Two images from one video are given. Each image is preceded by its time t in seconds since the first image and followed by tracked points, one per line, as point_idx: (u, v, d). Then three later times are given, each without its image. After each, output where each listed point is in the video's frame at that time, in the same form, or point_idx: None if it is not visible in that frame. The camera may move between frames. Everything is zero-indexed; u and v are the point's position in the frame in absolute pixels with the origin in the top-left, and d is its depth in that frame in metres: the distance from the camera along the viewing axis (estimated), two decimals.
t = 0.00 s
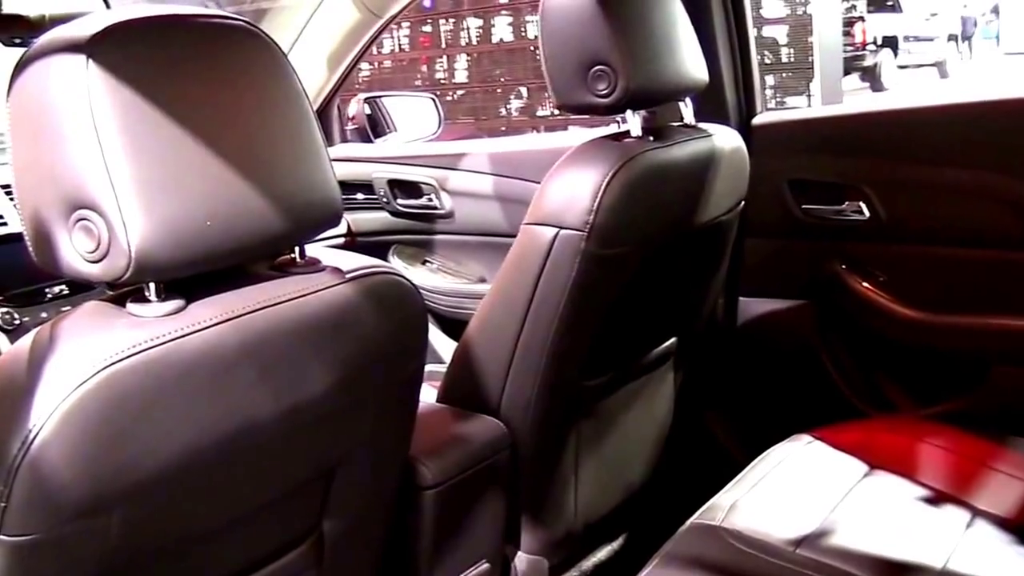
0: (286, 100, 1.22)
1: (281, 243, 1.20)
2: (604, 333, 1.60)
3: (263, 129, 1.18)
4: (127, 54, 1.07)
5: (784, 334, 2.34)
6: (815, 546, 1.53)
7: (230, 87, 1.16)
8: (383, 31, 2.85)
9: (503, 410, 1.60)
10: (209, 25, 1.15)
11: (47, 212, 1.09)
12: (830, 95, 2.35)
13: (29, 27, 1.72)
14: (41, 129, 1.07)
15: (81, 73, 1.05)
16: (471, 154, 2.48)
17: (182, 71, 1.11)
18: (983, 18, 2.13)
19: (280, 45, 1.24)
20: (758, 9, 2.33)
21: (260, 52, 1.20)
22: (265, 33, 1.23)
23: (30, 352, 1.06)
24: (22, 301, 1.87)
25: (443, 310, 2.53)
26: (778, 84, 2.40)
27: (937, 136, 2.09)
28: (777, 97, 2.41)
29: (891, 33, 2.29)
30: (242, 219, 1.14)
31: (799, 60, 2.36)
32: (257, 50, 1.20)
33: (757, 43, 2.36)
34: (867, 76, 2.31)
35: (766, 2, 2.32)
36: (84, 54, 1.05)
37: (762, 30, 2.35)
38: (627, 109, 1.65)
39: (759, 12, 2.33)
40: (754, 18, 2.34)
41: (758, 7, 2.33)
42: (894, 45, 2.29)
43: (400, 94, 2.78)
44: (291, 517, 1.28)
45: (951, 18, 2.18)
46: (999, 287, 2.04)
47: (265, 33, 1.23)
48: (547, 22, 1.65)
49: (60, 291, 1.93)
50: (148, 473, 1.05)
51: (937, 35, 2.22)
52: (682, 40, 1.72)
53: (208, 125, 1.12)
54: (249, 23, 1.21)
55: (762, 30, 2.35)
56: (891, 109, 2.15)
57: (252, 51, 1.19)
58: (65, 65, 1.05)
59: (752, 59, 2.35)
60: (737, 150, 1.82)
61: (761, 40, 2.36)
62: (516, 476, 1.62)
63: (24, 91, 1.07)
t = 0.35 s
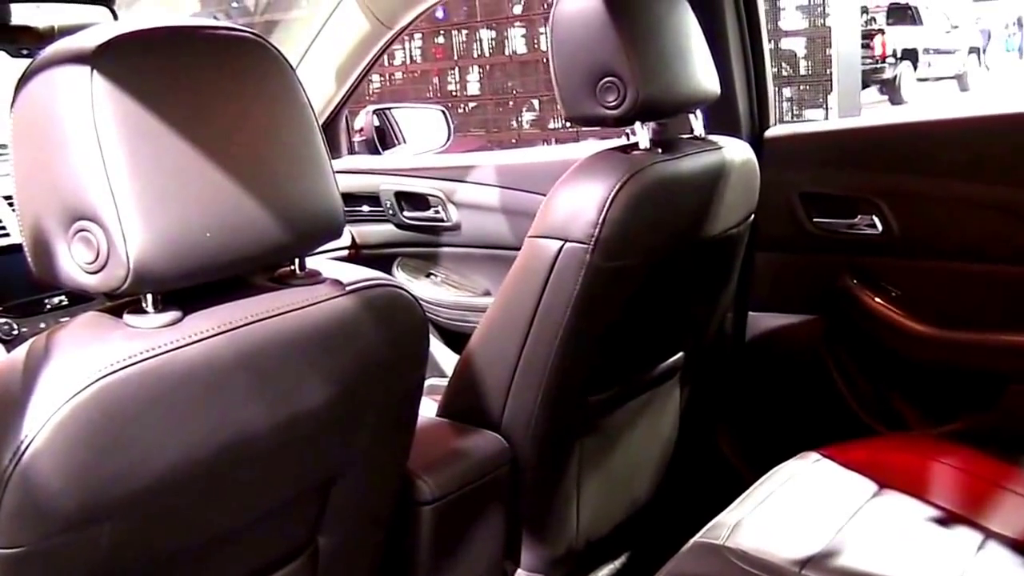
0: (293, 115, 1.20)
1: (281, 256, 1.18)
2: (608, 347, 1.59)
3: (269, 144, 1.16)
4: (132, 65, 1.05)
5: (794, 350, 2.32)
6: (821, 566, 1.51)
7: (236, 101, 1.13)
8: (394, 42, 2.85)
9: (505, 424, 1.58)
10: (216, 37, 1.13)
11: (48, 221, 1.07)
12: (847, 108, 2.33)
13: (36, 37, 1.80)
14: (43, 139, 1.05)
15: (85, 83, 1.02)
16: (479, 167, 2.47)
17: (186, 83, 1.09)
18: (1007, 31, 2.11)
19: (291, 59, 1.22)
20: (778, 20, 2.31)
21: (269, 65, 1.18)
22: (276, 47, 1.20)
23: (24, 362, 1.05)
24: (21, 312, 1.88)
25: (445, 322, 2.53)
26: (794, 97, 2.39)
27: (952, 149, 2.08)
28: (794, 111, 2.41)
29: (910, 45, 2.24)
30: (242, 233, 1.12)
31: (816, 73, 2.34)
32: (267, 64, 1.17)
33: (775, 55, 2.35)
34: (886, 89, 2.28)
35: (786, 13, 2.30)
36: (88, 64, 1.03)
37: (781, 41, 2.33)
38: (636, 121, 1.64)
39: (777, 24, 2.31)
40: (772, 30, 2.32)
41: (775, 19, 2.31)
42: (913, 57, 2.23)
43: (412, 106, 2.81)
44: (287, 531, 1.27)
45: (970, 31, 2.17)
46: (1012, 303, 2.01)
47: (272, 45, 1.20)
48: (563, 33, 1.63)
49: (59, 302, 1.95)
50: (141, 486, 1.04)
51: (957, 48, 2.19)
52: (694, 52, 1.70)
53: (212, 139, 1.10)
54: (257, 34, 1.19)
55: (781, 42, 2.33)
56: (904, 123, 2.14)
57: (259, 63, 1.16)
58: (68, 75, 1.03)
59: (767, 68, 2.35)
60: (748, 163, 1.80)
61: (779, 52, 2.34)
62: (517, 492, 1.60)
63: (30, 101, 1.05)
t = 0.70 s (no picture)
0: (294, 128, 1.12)
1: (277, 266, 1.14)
2: (612, 362, 1.56)
3: (268, 156, 1.09)
4: (127, 74, 0.98)
5: (802, 366, 2.28)
6: None
7: (236, 112, 1.06)
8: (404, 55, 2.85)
9: (505, 439, 1.56)
10: (215, 47, 1.05)
11: (47, 230, 1.01)
12: (862, 121, 2.30)
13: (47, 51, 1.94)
14: (43, 143, 0.99)
15: (86, 92, 0.96)
16: (484, 180, 2.46)
17: (190, 94, 1.02)
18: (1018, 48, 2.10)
19: (291, 71, 1.14)
20: (792, 36, 2.29)
21: (270, 76, 1.10)
22: (277, 57, 1.13)
23: (20, 366, 1.03)
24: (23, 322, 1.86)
25: (452, 337, 2.51)
26: (809, 113, 2.37)
27: (960, 163, 2.04)
28: (808, 126, 2.38)
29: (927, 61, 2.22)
30: (239, 247, 1.05)
31: (831, 88, 2.30)
32: (267, 75, 1.10)
33: (788, 70, 2.33)
34: (902, 105, 2.27)
35: (800, 29, 2.28)
36: (89, 73, 0.96)
37: (794, 57, 2.31)
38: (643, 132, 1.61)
39: (790, 39, 2.29)
40: (781, 46, 2.31)
41: (788, 34, 2.30)
42: (930, 73, 2.22)
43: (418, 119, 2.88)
44: (280, 545, 1.24)
45: (989, 47, 2.13)
46: None
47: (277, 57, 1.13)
48: (565, 44, 1.61)
49: (61, 313, 1.92)
50: (133, 495, 1.01)
51: (975, 63, 2.16)
52: (704, 68, 1.68)
53: (212, 150, 1.03)
54: (257, 43, 1.11)
55: (793, 57, 2.31)
56: (915, 135, 2.11)
57: (263, 74, 1.09)
58: (70, 80, 0.97)
59: (776, 88, 2.33)
60: (756, 175, 1.77)
61: (792, 67, 2.32)
62: (520, 508, 1.58)
63: (32, 108, 0.99)
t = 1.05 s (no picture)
0: (284, 135, 1.12)
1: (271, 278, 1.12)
2: (614, 377, 1.53)
3: (257, 163, 1.08)
4: (116, 79, 0.97)
5: (814, 385, 2.24)
6: None
7: (226, 119, 1.05)
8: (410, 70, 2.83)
9: (506, 455, 1.53)
10: (205, 52, 1.05)
11: (34, 235, 0.99)
12: (879, 134, 2.27)
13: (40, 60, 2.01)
14: (31, 147, 0.98)
15: (74, 95, 0.95)
16: (490, 194, 2.47)
17: (175, 101, 1.01)
18: None
19: (283, 79, 1.14)
20: (807, 52, 2.29)
21: (261, 83, 1.10)
22: (269, 65, 1.12)
23: (5, 374, 1.00)
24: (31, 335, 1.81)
25: (455, 353, 2.47)
26: (827, 130, 2.34)
27: (976, 177, 2.00)
28: (827, 143, 2.35)
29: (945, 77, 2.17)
30: (227, 254, 1.04)
31: (848, 103, 2.28)
32: (258, 82, 1.09)
33: (802, 86, 2.33)
34: (920, 123, 2.20)
35: (815, 45, 2.27)
36: (76, 77, 0.96)
37: (808, 73, 2.31)
38: (646, 144, 1.59)
39: (806, 55, 2.29)
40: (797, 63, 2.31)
41: (799, 51, 2.29)
42: (948, 90, 2.17)
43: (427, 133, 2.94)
44: (269, 562, 1.21)
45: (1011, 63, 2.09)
46: None
47: (266, 64, 1.12)
48: (566, 54, 1.60)
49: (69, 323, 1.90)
50: (118, 507, 0.99)
51: (995, 80, 2.11)
52: (712, 82, 1.67)
53: (201, 155, 1.02)
54: (248, 50, 1.11)
55: (808, 74, 2.31)
56: (928, 148, 2.07)
57: (251, 82, 1.08)
58: (59, 84, 0.96)
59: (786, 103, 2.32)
60: (764, 189, 1.74)
61: (807, 83, 2.32)
62: (521, 526, 1.54)
63: (20, 113, 0.98)
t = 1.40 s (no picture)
0: (278, 144, 1.10)
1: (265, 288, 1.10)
2: (621, 392, 1.50)
3: (250, 171, 1.06)
4: (102, 83, 0.95)
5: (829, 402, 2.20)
6: None
7: (219, 127, 1.04)
8: (429, 86, 2.85)
9: (509, 471, 1.50)
10: (197, 57, 1.03)
11: (19, 245, 0.97)
12: (894, 145, 2.24)
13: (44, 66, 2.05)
14: (16, 155, 0.96)
15: (57, 101, 0.94)
16: (499, 207, 2.44)
17: (164, 105, 0.99)
18: None
19: (278, 85, 1.12)
20: (823, 66, 2.27)
21: (253, 90, 1.07)
22: (264, 70, 1.10)
23: None
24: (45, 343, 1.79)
25: (464, 366, 2.47)
26: (841, 144, 2.32)
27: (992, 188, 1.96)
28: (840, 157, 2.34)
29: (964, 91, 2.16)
30: (217, 264, 1.02)
31: (864, 118, 2.26)
32: (252, 88, 1.07)
33: (819, 101, 2.31)
34: (937, 137, 2.19)
35: (831, 59, 2.25)
36: (60, 81, 0.94)
37: (825, 88, 2.29)
38: (655, 154, 1.55)
39: (823, 70, 2.27)
40: (812, 77, 2.28)
41: (812, 64, 2.28)
42: (966, 105, 2.16)
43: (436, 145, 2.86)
44: None
45: None
46: None
47: (259, 68, 1.10)
48: (574, 62, 1.57)
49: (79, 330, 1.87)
50: (102, 522, 0.96)
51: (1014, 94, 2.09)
52: (725, 92, 1.64)
53: (190, 162, 1.00)
54: (241, 54, 1.09)
55: (824, 88, 2.29)
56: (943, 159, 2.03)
57: (243, 86, 1.06)
58: (44, 90, 0.95)
59: (801, 118, 2.30)
60: (777, 200, 1.71)
61: (823, 99, 2.30)
62: (524, 543, 1.51)
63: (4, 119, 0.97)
